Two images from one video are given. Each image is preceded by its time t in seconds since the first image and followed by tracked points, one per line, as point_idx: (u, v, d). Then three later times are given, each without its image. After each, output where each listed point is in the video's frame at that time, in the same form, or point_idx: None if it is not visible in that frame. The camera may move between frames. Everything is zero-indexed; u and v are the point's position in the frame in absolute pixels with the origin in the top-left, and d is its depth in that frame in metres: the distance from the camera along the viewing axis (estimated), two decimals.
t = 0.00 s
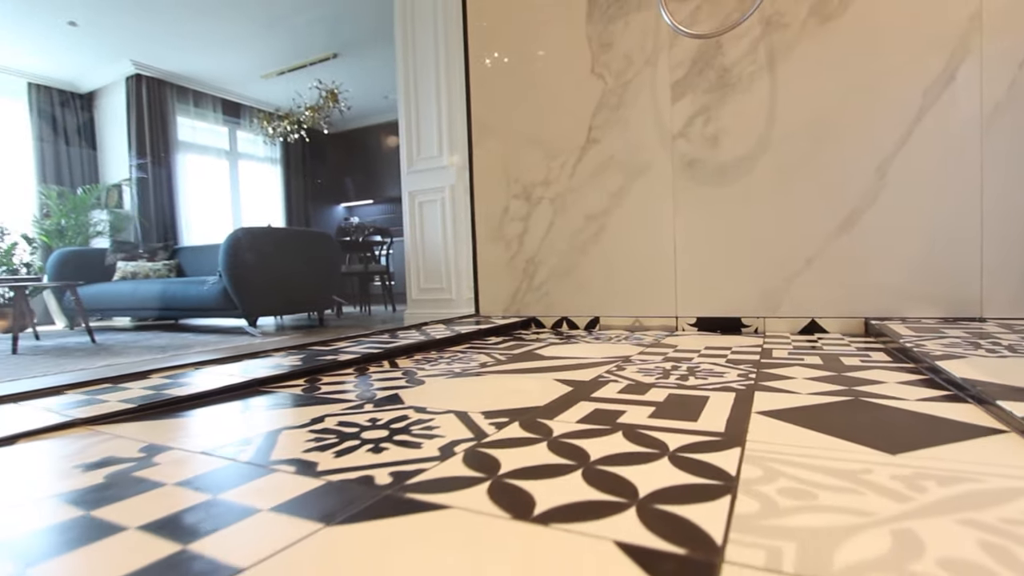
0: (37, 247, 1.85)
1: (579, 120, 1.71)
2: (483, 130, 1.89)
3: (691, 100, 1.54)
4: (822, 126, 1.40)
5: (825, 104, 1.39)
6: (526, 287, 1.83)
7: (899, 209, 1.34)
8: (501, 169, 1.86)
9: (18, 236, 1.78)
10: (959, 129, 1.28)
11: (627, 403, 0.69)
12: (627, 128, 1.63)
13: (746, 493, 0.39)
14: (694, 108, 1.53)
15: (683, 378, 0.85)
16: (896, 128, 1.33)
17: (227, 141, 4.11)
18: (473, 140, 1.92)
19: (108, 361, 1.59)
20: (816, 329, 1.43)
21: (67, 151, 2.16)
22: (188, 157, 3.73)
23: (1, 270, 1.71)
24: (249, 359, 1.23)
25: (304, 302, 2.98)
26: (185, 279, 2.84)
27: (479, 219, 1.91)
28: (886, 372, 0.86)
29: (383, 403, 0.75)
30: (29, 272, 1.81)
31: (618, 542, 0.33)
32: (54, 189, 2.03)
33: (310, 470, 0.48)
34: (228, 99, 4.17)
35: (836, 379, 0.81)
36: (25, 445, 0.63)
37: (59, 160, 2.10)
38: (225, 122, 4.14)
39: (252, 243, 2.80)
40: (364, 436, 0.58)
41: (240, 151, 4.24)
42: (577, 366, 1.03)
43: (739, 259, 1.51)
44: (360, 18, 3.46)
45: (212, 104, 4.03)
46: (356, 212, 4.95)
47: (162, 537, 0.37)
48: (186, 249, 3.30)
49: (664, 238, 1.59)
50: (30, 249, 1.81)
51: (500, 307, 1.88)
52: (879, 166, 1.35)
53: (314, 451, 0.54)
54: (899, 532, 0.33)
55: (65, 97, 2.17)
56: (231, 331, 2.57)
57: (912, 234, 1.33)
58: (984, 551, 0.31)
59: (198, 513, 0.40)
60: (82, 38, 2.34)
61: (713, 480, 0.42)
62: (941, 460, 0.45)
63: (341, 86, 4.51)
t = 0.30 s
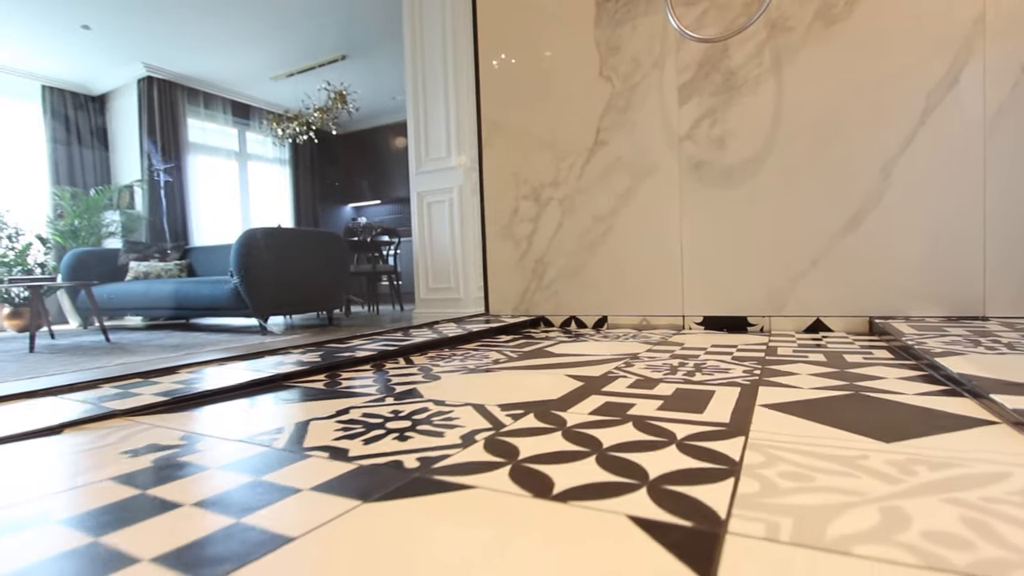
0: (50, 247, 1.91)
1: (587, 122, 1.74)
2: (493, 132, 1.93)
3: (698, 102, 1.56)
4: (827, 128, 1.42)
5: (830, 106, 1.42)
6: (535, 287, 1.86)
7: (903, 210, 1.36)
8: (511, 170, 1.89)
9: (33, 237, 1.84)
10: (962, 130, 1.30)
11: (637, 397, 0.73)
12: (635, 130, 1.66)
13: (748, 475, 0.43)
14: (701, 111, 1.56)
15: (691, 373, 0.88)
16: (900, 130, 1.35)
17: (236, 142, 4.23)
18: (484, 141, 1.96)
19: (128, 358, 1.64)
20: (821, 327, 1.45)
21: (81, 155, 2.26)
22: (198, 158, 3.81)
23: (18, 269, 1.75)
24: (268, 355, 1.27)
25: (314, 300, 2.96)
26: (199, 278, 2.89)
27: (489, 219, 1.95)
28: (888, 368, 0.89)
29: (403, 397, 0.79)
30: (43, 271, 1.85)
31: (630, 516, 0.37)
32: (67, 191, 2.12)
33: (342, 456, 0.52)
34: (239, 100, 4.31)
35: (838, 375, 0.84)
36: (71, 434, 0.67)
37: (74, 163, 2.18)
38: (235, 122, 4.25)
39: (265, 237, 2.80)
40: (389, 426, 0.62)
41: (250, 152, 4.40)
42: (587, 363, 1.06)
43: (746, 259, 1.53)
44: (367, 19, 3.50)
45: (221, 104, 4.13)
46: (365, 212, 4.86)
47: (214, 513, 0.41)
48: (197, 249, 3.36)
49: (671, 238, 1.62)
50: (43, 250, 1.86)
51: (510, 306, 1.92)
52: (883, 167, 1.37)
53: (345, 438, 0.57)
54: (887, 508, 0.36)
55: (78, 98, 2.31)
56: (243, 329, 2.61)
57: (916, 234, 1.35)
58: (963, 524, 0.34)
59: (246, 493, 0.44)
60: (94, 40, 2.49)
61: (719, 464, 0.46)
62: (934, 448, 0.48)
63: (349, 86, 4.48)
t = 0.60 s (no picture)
0: (64, 247, 2.05)
1: (595, 125, 1.76)
2: (503, 134, 1.96)
3: (704, 105, 1.59)
4: (832, 130, 1.44)
5: (834, 109, 1.44)
6: (543, 286, 1.89)
7: (907, 210, 1.38)
8: (520, 171, 1.92)
9: (46, 237, 1.99)
10: (965, 132, 1.32)
11: (645, 392, 0.76)
12: (642, 132, 1.69)
13: (751, 461, 0.46)
14: (707, 113, 1.59)
15: (697, 370, 0.91)
16: (904, 132, 1.37)
17: (245, 143, 4.31)
18: (493, 143, 1.99)
19: (144, 357, 1.68)
20: (826, 326, 1.47)
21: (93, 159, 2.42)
22: (210, 159, 3.98)
23: (32, 269, 1.88)
24: (286, 353, 1.31)
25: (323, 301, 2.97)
26: (210, 278, 2.94)
27: (498, 220, 1.98)
28: (891, 365, 0.91)
29: (420, 391, 0.82)
30: (57, 270, 1.98)
31: (641, 496, 0.40)
32: (80, 191, 2.26)
33: (369, 444, 0.55)
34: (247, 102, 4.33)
35: (842, 371, 0.87)
36: (110, 425, 0.71)
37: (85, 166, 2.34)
38: (244, 125, 4.32)
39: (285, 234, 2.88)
40: (409, 417, 0.65)
41: (258, 154, 4.45)
42: (596, 360, 1.09)
43: (752, 258, 1.55)
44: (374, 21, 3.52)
45: (231, 106, 4.22)
46: (373, 212, 4.91)
47: (257, 493, 0.44)
48: (208, 249, 3.43)
49: (677, 238, 1.65)
50: (57, 250, 2.00)
51: (519, 305, 1.95)
52: (887, 168, 1.39)
53: (369, 428, 0.61)
54: (880, 490, 0.39)
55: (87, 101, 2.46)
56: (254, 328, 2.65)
57: (919, 234, 1.37)
58: (949, 503, 0.37)
59: (284, 476, 0.47)
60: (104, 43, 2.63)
61: (724, 451, 0.49)
62: (927, 437, 0.51)
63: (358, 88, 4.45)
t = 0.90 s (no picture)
0: (75, 248, 2.10)
1: (603, 127, 1.79)
2: (511, 137, 1.99)
3: (710, 107, 1.62)
4: (836, 132, 1.47)
5: (839, 111, 1.46)
6: (551, 286, 1.92)
7: (910, 211, 1.40)
8: (527, 172, 1.95)
9: (58, 237, 2.01)
10: (968, 134, 1.34)
11: (653, 387, 0.79)
12: (649, 134, 1.71)
13: (754, 449, 0.49)
14: (713, 115, 1.61)
15: (703, 367, 0.94)
16: (908, 134, 1.40)
17: (252, 144, 4.37)
18: (501, 145, 2.02)
19: (159, 355, 1.73)
20: (830, 325, 1.50)
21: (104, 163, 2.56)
22: (218, 159, 4.13)
23: (46, 269, 1.90)
24: (301, 350, 1.35)
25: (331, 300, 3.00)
26: (217, 278, 2.96)
27: (506, 221, 2.01)
28: (892, 363, 0.93)
29: (436, 387, 0.85)
30: (69, 271, 2.02)
31: (651, 480, 0.43)
32: (89, 191, 2.34)
33: (391, 434, 0.59)
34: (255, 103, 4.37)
35: (844, 368, 0.89)
36: (143, 416, 0.74)
37: (96, 166, 2.48)
38: (251, 126, 4.36)
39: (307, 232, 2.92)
40: (428, 410, 0.68)
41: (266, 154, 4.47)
42: (604, 357, 1.12)
43: (758, 258, 1.58)
44: (381, 26, 3.54)
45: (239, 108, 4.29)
46: (379, 212, 5.31)
47: (292, 477, 0.47)
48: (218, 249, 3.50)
49: (683, 239, 1.68)
50: (68, 250, 2.04)
51: (526, 304, 1.98)
52: (891, 170, 1.42)
53: (390, 420, 0.64)
54: (874, 474, 0.42)
55: (99, 103, 2.64)
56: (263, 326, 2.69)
57: (922, 235, 1.39)
58: (938, 486, 0.39)
59: (315, 462, 0.51)
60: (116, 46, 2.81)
61: (728, 441, 0.52)
62: (922, 428, 0.54)
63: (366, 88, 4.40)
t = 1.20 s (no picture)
0: (86, 248, 2.19)
1: (609, 130, 1.82)
2: (519, 140, 2.02)
3: (715, 110, 1.64)
4: (841, 134, 1.49)
5: (843, 113, 1.48)
6: (558, 285, 1.95)
7: (914, 212, 1.42)
8: (535, 174, 1.98)
9: (70, 238, 2.09)
10: (971, 135, 1.36)
11: (661, 383, 0.81)
12: (656, 136, 1.74)
13: (756, 439, 0.52)
14: (719, 117, 1.64)
15: (708, 364, 0.96)
16: (912, 136, 1.42)
17: (261, 145, 4.45)
18: (509, 147, 2.05)
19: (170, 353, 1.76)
20: (835, 324, 1.52)
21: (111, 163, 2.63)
22: (226, 160, 4.17)
23: (58, 269, 1.97)
24: (316, 348, 1.38)
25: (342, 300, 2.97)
26: (226, 276, 2.98)
27: (514, 221, 2.04)
28: (894, 361, 0.96)
29: (450, 382, 0.88)
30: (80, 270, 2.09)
31: (659, 466, 0.46)
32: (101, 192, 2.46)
33: (411, 425, 0.62)
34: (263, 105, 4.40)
35: (846, 366, 0.92)
36: (171, 410, 0.78)
37: (106, 166, 2.57)
38: (259, 127, 4.43)
39: (316, 233, 2.91)
40: (444, 404, 0.71)
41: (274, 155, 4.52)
42: (612, 355, 1.15)
43: (763, 258, 1.60)
44: (388, 29, 3.56)
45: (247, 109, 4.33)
46: (385, 212, 5.17)
47: (322, 463, 0.50)
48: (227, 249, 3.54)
49: (690, 239, 1.70)
50: (79, 251, 2.12)
51: (534, 303, 2.01)
52: (896, 171, 1.44)
53: (410, 412, 0.68)
54: (869, 461, 0.45)
55: (110, 105, 2.73)
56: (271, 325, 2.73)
57: (926, 235, 1.41)
58: (928, 472, 0.42)
59: (342, 450, 0.54)
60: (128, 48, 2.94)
61: (732, 431, 0.55)
62: (918, 421, 0.56)
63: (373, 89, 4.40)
